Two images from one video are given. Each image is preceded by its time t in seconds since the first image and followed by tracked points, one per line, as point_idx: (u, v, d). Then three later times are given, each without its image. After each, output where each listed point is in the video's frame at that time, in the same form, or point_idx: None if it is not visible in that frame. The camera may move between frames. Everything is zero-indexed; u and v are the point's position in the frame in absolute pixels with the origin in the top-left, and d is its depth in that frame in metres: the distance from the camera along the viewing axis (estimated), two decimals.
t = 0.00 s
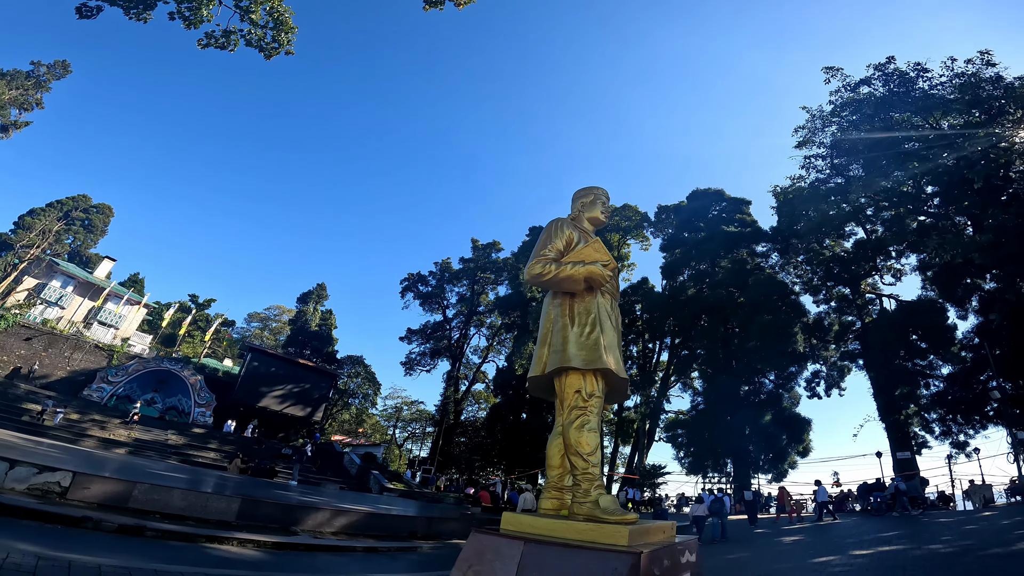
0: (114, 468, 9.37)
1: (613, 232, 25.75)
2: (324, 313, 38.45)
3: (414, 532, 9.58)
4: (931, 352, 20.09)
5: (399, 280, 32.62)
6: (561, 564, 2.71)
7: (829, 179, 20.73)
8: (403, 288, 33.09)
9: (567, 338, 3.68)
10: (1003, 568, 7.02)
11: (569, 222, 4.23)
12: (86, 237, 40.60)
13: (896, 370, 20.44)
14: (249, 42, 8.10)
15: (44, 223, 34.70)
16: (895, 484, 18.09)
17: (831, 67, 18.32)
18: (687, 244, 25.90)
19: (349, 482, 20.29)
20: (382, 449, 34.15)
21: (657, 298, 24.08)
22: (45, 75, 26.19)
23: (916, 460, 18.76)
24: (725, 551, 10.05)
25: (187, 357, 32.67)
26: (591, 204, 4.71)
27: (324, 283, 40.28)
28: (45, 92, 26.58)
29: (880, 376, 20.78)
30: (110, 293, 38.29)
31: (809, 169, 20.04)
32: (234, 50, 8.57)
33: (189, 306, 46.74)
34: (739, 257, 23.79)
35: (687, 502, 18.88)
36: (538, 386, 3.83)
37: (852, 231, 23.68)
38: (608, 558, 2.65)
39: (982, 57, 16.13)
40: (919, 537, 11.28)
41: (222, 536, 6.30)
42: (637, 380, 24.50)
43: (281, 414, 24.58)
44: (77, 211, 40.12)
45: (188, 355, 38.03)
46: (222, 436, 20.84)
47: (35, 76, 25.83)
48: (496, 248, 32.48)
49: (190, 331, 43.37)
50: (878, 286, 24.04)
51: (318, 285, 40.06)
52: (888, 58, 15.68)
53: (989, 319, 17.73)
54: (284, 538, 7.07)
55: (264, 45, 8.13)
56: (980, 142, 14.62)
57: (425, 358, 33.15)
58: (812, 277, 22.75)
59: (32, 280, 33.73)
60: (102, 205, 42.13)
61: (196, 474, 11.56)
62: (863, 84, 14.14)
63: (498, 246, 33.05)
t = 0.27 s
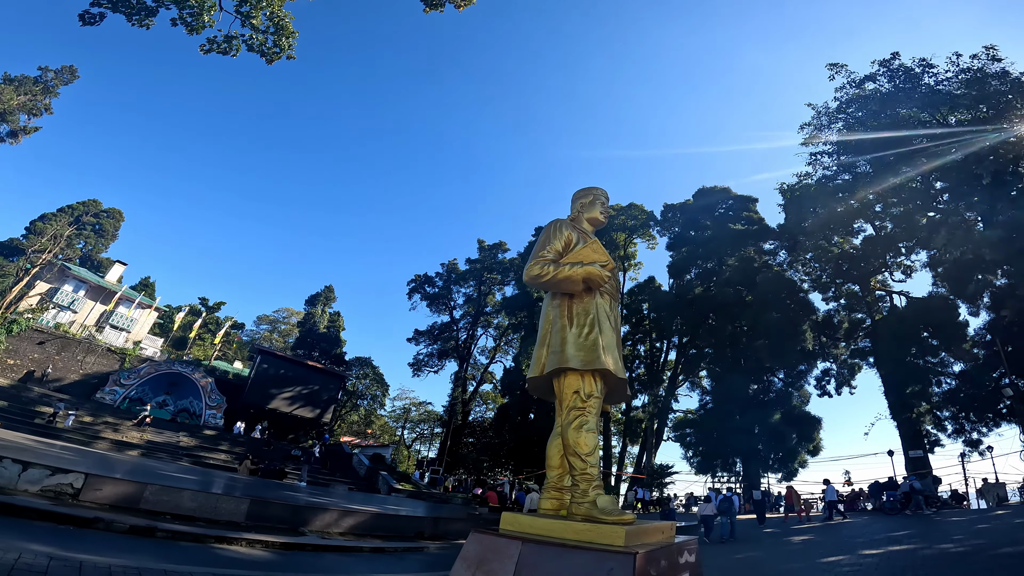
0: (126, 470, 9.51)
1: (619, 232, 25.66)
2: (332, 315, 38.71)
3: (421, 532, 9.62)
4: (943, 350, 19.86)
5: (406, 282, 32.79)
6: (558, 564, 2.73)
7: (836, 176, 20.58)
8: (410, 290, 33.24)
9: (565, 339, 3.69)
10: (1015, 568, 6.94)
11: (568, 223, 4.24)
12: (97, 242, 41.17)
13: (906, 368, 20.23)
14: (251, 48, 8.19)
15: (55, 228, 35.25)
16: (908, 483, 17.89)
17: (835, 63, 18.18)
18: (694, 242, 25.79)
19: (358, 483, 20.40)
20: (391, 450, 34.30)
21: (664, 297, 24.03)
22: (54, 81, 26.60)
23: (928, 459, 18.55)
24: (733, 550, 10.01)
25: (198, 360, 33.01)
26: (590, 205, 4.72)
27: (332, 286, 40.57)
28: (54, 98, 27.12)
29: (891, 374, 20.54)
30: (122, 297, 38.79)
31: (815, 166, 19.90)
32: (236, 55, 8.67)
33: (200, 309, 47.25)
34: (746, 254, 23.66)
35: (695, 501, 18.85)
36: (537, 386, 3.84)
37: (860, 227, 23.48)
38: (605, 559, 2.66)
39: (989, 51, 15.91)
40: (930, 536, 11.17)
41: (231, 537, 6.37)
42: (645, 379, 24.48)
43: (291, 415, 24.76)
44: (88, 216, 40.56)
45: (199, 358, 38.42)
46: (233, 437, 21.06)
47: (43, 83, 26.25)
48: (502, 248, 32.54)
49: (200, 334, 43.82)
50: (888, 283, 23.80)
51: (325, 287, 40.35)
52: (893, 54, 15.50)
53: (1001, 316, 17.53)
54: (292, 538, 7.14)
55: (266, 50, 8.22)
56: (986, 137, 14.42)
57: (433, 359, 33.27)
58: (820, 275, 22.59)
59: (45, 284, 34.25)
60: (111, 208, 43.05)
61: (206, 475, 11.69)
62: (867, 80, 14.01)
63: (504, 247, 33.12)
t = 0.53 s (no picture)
0: (135, 471, 9.63)
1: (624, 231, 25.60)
2: (338, 316, 38.87)
3: (426, 533, 9.67)
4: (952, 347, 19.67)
5: (411, 283, 32.88)
6: (557, 565, 2.75)
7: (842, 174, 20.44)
8: (415, 291, 33.33)
9: (564, 340, 3.71)
10: None
11: (567, 225, 4.25)
12: (106, 245, 41.61)
13: (914, 366, 20.09)
14: (252, 52, 8.25)
15: (64, 232, 35.66)
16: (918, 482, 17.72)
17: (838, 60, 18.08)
18: (699, 241, 25.67)
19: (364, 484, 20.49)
20: (397, 451, 34.40)
21: (669, 296, 23.98)
22: (60, 85, 26.85)
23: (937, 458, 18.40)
24: (738, 550, 9.98)
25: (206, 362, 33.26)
26: (590, 206, 4.72)
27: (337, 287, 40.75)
28: (60, 102, 27.27)
29: (900, 372, 20.35)
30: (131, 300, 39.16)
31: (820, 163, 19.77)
32: (238, 59, 8.75)
33: (208, 312, 47.61)
34: (752, 253, 23.55)
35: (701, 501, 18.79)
36: (537, 388, 3.86)
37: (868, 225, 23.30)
38: (603, 559, 2.68)
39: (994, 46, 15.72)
40: (939, 536, 11.08)
41: (238, 538, 6.43)
42: (650, 379, 24.45)
43: (298, 416, 24.90)
44: (96, 219, 41.01)
45: (207, 359, 38.72)
46: (241, 439, 21.22)
47: (49, 87, 26.50)
48: (507, 249, 32.55)
49: (208, 336, 44.16)
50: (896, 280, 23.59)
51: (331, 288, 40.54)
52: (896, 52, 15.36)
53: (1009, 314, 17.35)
54: (299, 539, 7.20)
55: (267, 53, 8.28)
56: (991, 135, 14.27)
57: (439, 360, 33.34)
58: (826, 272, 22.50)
59: (55, 288, 34.68)
60: (119, 212, 43.64)
61: (214, 476, 11.79)
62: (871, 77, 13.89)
63: (509, 247, 33.14)
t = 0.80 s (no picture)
0: (144, 472, 9.73)
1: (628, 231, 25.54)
2: (344, 318, 39.03)
3: (432, 533, 9.71)
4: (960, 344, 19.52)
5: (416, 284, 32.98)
6: (554, 566, 2.77)
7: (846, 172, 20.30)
8: (421, 292, 33.44)
9: (563, 342, 3.73)
10: None
11: (566, 227, 4.27)
12: (114, 249, 42.01)
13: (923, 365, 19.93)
14: (253, 56, 8.33)
15: (72, 236, 36.04)
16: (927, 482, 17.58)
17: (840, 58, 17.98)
18: (704, 240, 25.59)
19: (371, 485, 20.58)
20: (404, 452, 34.50)
21: (673, 295, 23.95)
22: (65, 89, 27.10)
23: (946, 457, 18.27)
24: (744, 550, 9.96)
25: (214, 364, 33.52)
26: (589, 208, 4.74)
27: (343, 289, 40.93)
28: (66, 106, 27.52)
29: (907, 370, 20.19)
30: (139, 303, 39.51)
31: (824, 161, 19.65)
32: (239, 63, 8.83)
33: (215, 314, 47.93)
34: (757, 251, 23.46)
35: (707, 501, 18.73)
36: (537, 389, 3.88)
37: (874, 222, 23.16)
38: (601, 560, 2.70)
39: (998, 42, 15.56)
40: (947, 535, 11.00)
41: (245, 538, 6.49)
42: (656, 379, 24.40)
43: (305, 418, 25.04)
44: (104, 223, 41.42)
45: (215, 361, 38.99)
46: (248, 440, 21.38)
47: (55, 91, 26.77)
48: (511, 249, 32.57)
49: (216, 338, 44.47)
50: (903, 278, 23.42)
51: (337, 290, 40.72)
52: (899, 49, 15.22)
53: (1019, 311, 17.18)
54: (305, 539, 7.26)
55: (267, 58, 8.35)
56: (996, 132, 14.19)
57: (444, 361, 33.41)
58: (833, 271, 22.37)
59: (64, 291, 35.02)
60: (126, 215, 43.48)
61: (221, 478, 11.89)
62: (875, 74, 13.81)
63: (513, 247, 33.17)
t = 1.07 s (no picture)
0: (152, 474, 9.83)
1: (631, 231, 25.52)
2: (349, 319, 39.17)
3: (436, 534, 9.75)
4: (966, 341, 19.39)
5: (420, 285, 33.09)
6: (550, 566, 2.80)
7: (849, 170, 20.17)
8: (425, 293, 33.55)
9: (561, 345, 3.76)
10: None
11: (564, 229, 4.30)
12: (120, 252, 42.37)
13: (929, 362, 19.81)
14: (254, 60, 8.40)
15: (79, 240, 36.35)
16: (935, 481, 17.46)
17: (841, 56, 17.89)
18: (707, 239, 25.52)
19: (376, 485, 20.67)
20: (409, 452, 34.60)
21: (677, 295, 23.93)
22: (69, 93, 27.34)
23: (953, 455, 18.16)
24: (748, 549, 9.94)
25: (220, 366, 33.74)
26: (587, 209, 4.77)
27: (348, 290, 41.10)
28: (70, 110, 27.76)
29: (913, 369, 20.06)
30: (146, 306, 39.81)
31: (827, 159, 19.57)
32: (240, 67, 8.92)
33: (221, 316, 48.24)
34: (761, 250, 23.41)
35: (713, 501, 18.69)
36: (535, 390, 3.91)
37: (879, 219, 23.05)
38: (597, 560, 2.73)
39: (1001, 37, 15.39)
40: (953, 534, 10.93)
41: (251, 539, 6.56)
42: (661, 378, 24.38)
43: (311, 419, 25.18)
44: (110, 227, 41.76)
45: (221, 364, 39.23)
46: (255, 442, 21.52)
47: (59, 95, 27.01)
48: (515, 249, 32.61)
49: (222, 340, 44.74)
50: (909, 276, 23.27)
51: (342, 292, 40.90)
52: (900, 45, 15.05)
53: None
54: (310, 540, 7.31)
55: (267, 62, 8.42)
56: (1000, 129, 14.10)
57: (449, 362, 33.48)
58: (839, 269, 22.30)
59: (72, 295, 35.32)
60: (132, 219, 43.67)
61: (228, 479, 11.99)
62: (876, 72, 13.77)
63: (517, 248, 33.21)
